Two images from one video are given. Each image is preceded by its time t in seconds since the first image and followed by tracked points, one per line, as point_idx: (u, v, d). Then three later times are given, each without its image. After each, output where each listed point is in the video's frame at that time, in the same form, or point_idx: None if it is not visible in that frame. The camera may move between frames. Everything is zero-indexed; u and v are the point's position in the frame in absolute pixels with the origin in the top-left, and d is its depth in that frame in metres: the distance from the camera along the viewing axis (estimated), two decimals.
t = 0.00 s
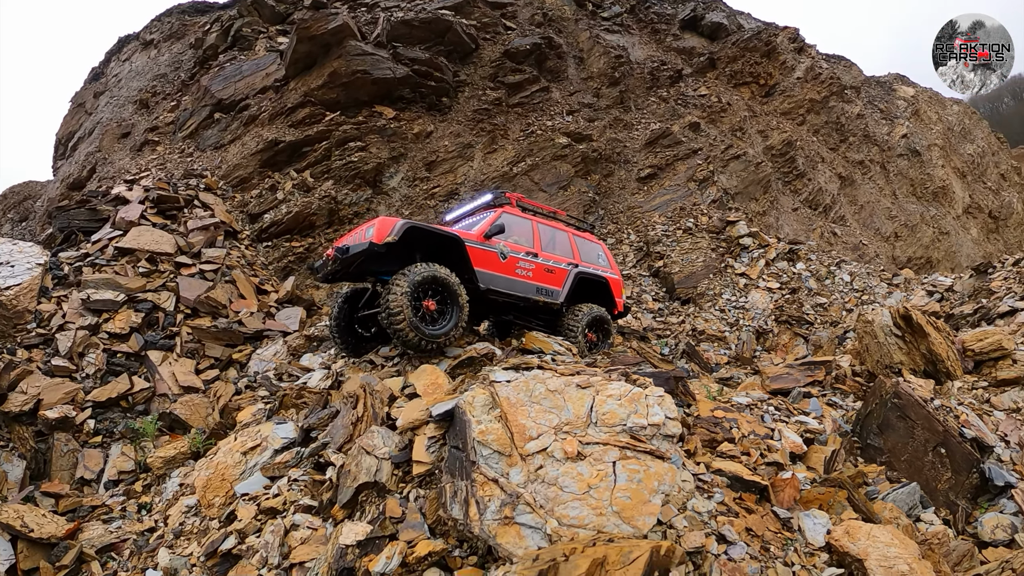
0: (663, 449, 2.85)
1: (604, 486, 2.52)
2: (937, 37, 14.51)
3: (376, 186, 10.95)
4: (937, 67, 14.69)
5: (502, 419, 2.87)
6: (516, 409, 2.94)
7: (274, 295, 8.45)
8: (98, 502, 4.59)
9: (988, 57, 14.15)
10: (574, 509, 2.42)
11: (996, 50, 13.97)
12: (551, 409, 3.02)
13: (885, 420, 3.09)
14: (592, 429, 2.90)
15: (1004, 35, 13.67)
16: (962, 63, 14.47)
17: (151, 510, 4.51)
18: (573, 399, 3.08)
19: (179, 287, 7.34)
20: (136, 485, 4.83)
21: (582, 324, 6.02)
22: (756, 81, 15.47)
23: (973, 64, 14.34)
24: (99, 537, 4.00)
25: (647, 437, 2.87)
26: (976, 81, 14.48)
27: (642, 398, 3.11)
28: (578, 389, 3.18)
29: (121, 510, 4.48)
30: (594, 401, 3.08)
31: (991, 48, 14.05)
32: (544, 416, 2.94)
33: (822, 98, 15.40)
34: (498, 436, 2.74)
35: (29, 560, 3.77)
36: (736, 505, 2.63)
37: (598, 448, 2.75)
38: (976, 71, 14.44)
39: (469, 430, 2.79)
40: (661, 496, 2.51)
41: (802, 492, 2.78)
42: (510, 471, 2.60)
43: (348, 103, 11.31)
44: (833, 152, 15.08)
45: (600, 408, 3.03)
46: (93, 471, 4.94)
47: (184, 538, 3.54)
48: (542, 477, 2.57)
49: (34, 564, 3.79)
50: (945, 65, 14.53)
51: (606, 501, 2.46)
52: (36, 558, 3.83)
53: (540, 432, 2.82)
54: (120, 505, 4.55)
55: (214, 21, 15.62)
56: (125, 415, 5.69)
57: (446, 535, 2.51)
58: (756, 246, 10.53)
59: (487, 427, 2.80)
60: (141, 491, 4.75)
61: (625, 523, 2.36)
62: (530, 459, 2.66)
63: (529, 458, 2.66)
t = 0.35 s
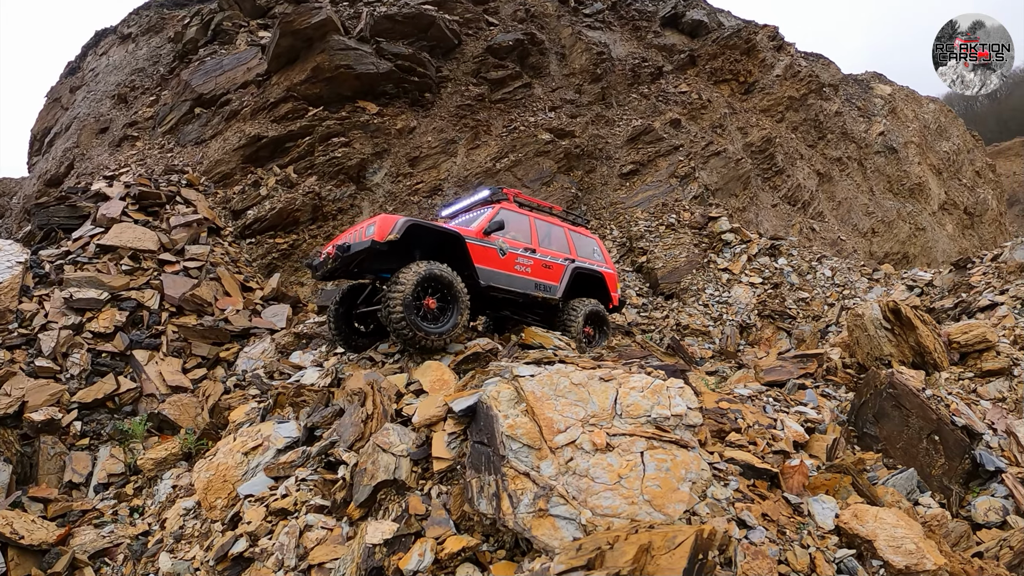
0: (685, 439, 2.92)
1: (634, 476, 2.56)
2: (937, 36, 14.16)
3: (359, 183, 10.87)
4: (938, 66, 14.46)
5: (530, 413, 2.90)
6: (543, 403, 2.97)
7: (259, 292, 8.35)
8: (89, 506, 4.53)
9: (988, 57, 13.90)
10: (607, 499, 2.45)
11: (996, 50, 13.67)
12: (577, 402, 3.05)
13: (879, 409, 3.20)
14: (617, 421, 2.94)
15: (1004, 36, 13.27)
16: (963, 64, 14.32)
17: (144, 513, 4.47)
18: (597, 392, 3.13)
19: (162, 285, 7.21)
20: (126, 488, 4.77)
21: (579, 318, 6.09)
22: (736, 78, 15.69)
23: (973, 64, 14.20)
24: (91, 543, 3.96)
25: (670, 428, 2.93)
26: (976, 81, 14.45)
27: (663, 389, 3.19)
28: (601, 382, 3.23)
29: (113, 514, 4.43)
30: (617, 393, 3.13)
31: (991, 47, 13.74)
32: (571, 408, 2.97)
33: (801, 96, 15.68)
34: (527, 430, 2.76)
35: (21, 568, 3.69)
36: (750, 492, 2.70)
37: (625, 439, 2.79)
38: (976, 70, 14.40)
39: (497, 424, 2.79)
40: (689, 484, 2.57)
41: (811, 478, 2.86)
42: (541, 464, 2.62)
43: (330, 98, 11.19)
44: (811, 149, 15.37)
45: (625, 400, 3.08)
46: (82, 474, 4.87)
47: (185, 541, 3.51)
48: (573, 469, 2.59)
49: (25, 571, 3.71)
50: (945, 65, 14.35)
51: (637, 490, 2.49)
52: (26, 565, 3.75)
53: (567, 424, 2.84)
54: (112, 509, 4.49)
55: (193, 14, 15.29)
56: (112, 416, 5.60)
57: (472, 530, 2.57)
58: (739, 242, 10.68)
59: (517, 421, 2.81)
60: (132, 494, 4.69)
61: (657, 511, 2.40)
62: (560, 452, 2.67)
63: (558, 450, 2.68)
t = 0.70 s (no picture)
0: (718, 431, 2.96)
1: (673, 470, 2.59)
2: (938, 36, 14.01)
3: (351, 181, 10.79)
4: (938, 66, 14.48)
5: (562, 410, 2.95)
6: (575, 400, 3.02)
7: (253, 293, 8.29)
8: (87, 515, 4.52)
9: (988, 57, 13.82)
10: (647, 494, 2.47)
11: (996, 50, 13.55)
12: (609, 397, 3.09)
13: (890, 398, 3.29)
14: (650, 416, 2.98)
15: (1004, 38, 13.10)
16: (964, 63, 14.31)
17: (145, 521, 4.46)
18: (628, 387, 3.16)
19: (155, 287, 7.16)
20: (126, 496, 4.75)
21: (595, 326, 6.14)
22: (724, 73, 15.78)
23: (973, 64, 14.24)
24: (92, 553, 3.94)
25: (703, 421, 2.97)
26: (976, 81, 14.59)
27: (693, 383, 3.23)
28: (631, 376, 3.27)
29: (113, 522, 4.42)
30: (648, 388, 3.17)
31: (991, 48, 13.62)
32: (604, 405, 3.01)
33: (789, 90, 15.76)
34: (562, 428, 2.81)
35: None
36: (778, 482, 2.74)
37: (659, 433, 2.82)
38: (977, 70, 14.42)
39: (531, 422, 2.83)
40: (727, 475, 2.60)
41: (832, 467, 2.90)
42: (578, 462, 2.66)
43: (321, 96, 11.12)
44: (799, 143, 15.47)
45: (657, 394, 3.11)
46: (79, 483, 4.85)
47: (192, 550, 3.51)
48: (611, 465, 2.64)
49: None
50: (946, 64, 14.40)
51: (676, 484, 2.52)
52: None
53: (601, 421, 2.89)
54: (111, 518, 4.47)
55: (179, 13, 15.09)
56: (107, 422, 5.59)
57: (502, 530, 2.62)
58: (731, 236, 10.70)
59: (550, 419, 2.86)
60: (131, 502, 4.68)
61: (698, 504, 2.42)
62: (596, 449, 2.72)
63: (595, 447, 2.73)
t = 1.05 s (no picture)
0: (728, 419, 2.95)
1: (686, 460, 2.56)
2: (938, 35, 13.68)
3: (336, 177, 10.65)
4: (937, 66, 14.12)
5: (570, 401, 2.90)
6: (583, 390, 2.97)
7: (239, 291, 8.14)
8: (75, 522, 4.45)
9: (988, 58, 13.34)
10: (661, 485, 2.45)
11: (996, 50, 13.10)
12: (617, 387, 3.05)
13: (889, 384, 3.30)
14: (660, 405, 2.95)
15: (1003, 36, 12.70)
16: (965, 64, 13.82)
17: (134, 526, 4.38)
18: (636, 375, 3.13)
19: (139, 287, 6.99)
20: (114, 501, 4.67)
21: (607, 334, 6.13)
22: (707, 66, 15.82)
23: (973, 64, 13.69)
24: (81, 561, 3.91)
25: (714, 409, 2.96)
26: (976, 81, 13.89)
27: (702, 370, 3.22)
28: (639, 365, 3.24)
29: (101, 529, 4.34)
30: (657, 376, 3.14)
31: (992, 48, 13.18)
32: (612, 394, 2.98)
33: (772, 83, 15.82)
34: (571, 420, 2.77)
35: None
36: (786, 470, 2.73)
37: (670, 422, 2.80)
38: (978, 71, 13.79)
39: (539, 414, 2.78)
40: (741, 464, 2.59)
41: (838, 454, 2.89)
42: (588, 454, 2.62)
43: (304, 92, 10.94)
44: (783, 135, 15.56)
45: (665, 382, 3.08)
46: (66, 489, 4.75)
47: (184, 556, 3.45)
48: (623, 457, 2.60)
49: None
50: (946, 65, 14.04)
51: (690, 474, 2.50)
52: None
53: (610, 412, 2.85)
54: (100, 524, 4.39)
55: (160, 10, 14.76)
56: (93, 426, 5.48)
57: (510, 527, 2.60)
58: (717, 228, 10.69)
59: (558, 410, 2.80)
60: (120, 507, 4.59)
61: (712, 494, 2.41)
62: (607, 441, 2.68)
63: (605, 439, 2.69)
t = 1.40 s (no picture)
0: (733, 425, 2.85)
1: (688, 469, 2.46)
2: (937, 35, 13.68)
3: (327, 175, 10.50)
4: (937, 66, 14.14)
5: (564, 407, 2.79)
6: (578, 394, 2.86)
7: (228, 290, 7.96)
8: (57, 525, 4.32)
9: (988, 57, 13.36)
10: (662, 497, 2.34)
11: (996, 50, 13.10)
12: (615, 390, 2.94)
13: (893, 386, 3.22)
14: (660, 409, 2.84)
15: (1004, 36, 12.69)
16: (964, 63, 13.84)
17: (118, 530, 4.26)
18: (635, 378, 3.02)
19: (126, 285, 6.82)
20: (97, 504, 4.54)
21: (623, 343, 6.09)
22: (702, 66, 15.78)
23: (973, 64, 13.73)
24: (62, 566, 3.79)
25: (717, 414, 2.86)
26: (976, 81, 13.98)
27: (705, 373, 3.11)
28: (638, 367, 3.13)
29: (83, 533, 4.22)
30: (657, 379, 3.03)
31: (991, 48, 13.20)
32: (610, 399, 2.86)
33: (766, 84, 15.78)
34: (565, 426, 2.66)
35: None
36: (791, 478, 2.63)
37: (671, 429, 2.69)
38: (977, 70, 13.85)
39: (532, 420, 2.66)
40: (746, 473, 2.49)
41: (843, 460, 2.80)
42: (584, 463, 2.51)
43: (295, 89, 10.78)
44: (777, 136, 15.53)
45: (665, 386, 2.97)
46: (48, 491, 4.60)
47: (164, 563, 3.33)
48: (621, 466, 2.49)
49: None
50: (946, 65, 14.04)
51: (693, 484, 2.39)
52: None
53: (608, 417, 2.74)
54: (83, 528, 4.26)
55: (152, 6, 14.53)
56: (77, 427, 5.32)
57: (500, 540, 2.50)
58: (712, 228, 10.57)
59: (551, 416, 2.69)
60: (103, 510, 4.46)
61: (717, 506, 2.31)
62: (604, 448, 2.57)
63: (601, 447, 2.58)
